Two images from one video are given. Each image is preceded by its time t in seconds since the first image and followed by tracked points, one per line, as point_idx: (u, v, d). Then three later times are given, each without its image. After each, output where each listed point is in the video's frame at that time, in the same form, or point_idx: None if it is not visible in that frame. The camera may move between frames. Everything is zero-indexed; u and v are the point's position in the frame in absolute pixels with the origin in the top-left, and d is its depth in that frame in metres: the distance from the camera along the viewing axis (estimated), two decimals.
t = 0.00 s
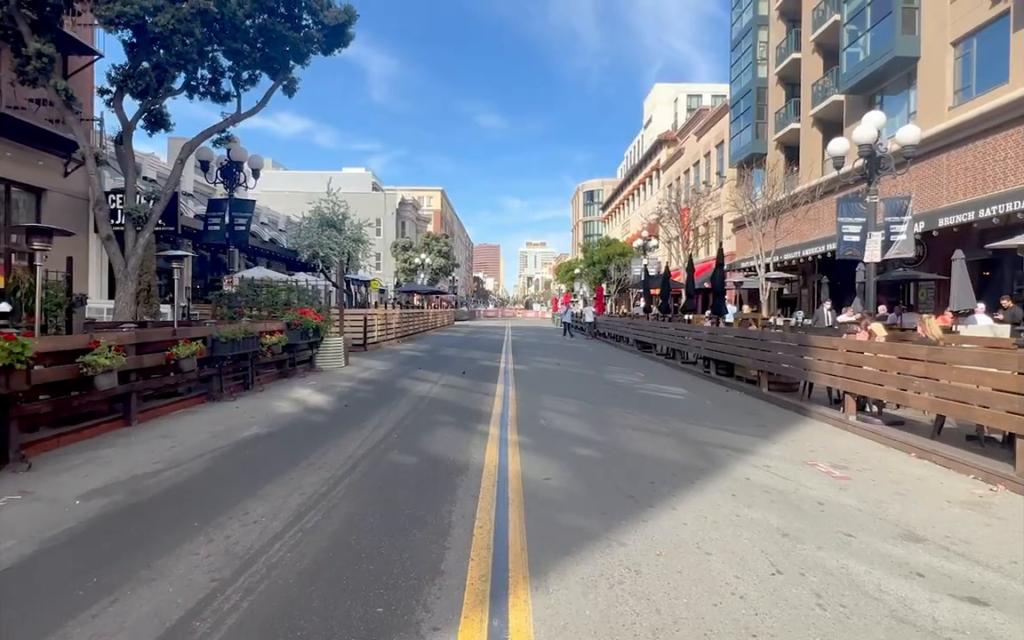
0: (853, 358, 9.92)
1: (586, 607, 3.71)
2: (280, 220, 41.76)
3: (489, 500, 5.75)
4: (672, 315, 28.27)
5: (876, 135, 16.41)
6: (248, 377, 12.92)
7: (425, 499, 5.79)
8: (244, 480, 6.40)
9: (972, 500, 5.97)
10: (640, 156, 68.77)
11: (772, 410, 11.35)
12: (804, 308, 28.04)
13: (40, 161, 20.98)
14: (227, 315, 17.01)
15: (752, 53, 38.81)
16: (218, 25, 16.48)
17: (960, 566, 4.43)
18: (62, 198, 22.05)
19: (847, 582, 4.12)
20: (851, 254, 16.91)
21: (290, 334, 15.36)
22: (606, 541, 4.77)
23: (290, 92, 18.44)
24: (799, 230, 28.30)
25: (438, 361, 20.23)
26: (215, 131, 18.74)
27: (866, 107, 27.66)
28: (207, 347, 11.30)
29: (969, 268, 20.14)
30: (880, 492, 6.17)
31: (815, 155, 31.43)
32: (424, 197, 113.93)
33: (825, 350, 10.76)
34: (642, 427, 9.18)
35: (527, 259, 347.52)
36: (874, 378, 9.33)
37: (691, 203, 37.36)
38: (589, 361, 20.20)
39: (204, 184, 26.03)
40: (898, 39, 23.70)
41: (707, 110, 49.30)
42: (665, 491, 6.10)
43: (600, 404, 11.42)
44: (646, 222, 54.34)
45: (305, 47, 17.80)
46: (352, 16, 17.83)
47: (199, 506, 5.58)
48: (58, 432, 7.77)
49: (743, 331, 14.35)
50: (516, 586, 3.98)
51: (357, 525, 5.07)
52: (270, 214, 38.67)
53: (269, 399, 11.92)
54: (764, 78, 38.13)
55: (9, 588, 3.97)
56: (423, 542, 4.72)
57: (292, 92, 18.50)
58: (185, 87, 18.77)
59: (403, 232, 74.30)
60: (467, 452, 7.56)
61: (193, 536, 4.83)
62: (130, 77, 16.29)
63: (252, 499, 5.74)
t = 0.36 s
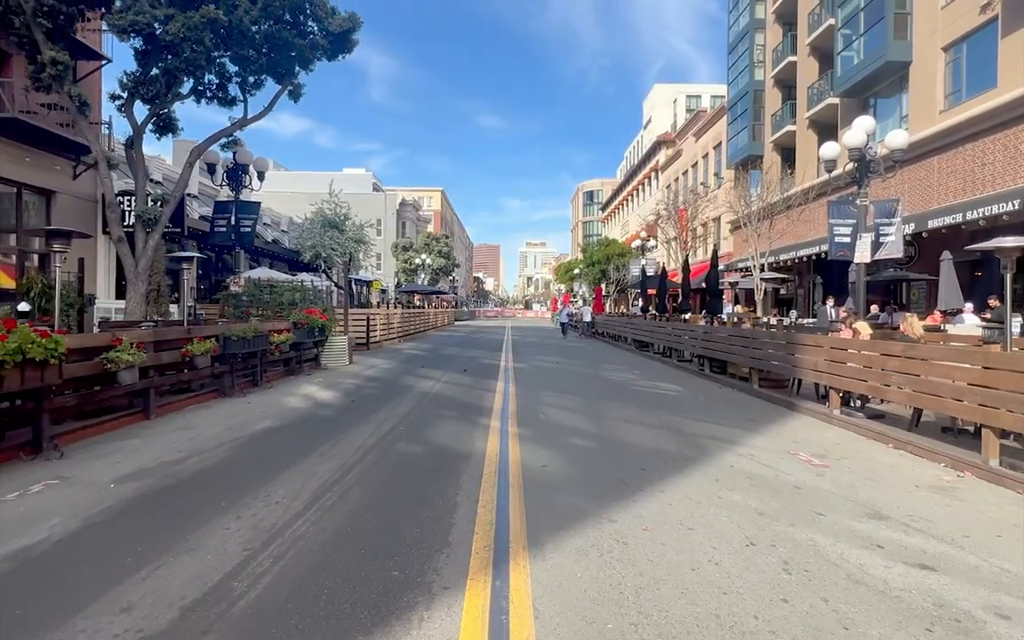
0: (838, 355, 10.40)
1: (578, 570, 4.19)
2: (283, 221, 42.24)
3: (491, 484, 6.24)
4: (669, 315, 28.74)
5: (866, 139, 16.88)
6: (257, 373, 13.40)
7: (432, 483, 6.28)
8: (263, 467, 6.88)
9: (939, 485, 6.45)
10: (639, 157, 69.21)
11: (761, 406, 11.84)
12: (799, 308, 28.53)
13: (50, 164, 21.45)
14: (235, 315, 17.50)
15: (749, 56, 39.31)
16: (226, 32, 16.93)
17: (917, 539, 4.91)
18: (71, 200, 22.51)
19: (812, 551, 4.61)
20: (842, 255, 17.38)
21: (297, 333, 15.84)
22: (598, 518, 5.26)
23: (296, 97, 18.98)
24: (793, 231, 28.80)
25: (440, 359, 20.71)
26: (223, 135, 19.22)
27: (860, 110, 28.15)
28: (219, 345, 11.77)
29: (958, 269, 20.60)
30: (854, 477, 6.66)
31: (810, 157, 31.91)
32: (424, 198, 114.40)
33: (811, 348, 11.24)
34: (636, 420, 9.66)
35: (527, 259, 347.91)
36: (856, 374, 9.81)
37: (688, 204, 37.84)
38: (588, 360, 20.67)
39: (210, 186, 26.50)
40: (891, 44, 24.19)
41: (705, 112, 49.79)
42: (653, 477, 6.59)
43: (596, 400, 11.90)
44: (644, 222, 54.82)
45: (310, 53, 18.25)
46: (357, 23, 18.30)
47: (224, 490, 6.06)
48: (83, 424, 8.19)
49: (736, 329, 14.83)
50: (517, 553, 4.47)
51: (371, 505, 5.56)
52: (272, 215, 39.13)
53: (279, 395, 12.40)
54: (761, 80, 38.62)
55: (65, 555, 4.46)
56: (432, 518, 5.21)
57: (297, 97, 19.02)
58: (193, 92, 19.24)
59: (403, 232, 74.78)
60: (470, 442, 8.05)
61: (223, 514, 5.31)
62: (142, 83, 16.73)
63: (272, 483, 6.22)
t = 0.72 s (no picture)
0: (823, 354, 10.89)
1: (571, 546, 4.67)
2: (285, 222, 42.72)
3: (493, 473, 6.73)
4: (666, 315, 29.22)
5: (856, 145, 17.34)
6: (266, 372, 13.88)
7: (438, 472, 6.77)
8: (279, 458, 7.37)
9: (909, 475, 6.95)
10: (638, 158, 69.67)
11: (752, 403, 12.33)
12: (794, 309, 29.03)
13: (58, 167, 21.89)
14: (242, 315, 17.97)
15: (745, 59, 39.77)
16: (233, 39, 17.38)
17: (881, 520, 5.39)
18: (79, 202, 22.96)
19: (784, 531, 5.09)
20: (833, 257, 17.85)
21: (304, 332, 16.31)
22: (591, 503, 5.75)
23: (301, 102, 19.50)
24: (788, 233, 29.32)
25: (441, 359, 21.24)
26: (229, 140, 19.67)
27: (854, 113, 28.61)
28: (230, 344, 12.24)
29: (948, 269, 21.09)
30: (831, 468, 7.14)
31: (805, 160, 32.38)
32: (425, 198, 114.88)
33: (799, 347, 11.74)
34: (630, 416, 10.15)
35: (527, 259, 348.44)
36: (841, 372, 10.30)
37: (686, 206, 38.32)
38: (586, 359, 21.14)
39: (214, 188, 26.98)
40: (884, 49, 24.64)
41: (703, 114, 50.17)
42: (644, 467, 7.06)
43: (593, 397, 12.39)
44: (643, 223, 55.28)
45: (315, 60, 18.71)
46: (361, 31, 18.79)
47: (245, 478, 6.55)
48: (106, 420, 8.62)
49: (729, 330, 15.31)
50: (517, 532, 4.96)
51: (383, 491, 6.05)
52: (275, 216, 39.62)
53: (288, 393, 12.88)
54: (758, 83, 39.07)
55: (109, 532, 4.95)
56: (439, 502, 5.70)
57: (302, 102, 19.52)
58: (200, 97, 19.70)
59: (404, 233, 75.22)
60: (473, 436, 8.54)
61: (247, 499, 5.79)
62: (152, 90, 17.17)
63: (289, 473, 6.72)
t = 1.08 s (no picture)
0: (812, 352, 11.35)
1: (569, 524, 5.13)
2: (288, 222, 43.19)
3: (496, 462, 7.20)
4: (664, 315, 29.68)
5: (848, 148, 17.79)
6: (275, 369, 14.35)
7: (445, 461, 7.23)
8: (295, 449, 7.84)
9: (887, 464, 7.41)
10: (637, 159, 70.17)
11: (744, 399, 12.80)
12: (790, 309, 29.50)
13: (68, 170, 22.35)
14: (249, 315, 18.43)
15: (743, 62, 40.22)
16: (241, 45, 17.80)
17: (855, 503, 5.85)
18: (88, 204, 23.42)
19: (764, 512, 5.54)
20: (825, 258, 18.27)
21: (310, 331, 16.78)
22: (588, 487, 6.21)
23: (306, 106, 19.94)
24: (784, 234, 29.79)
25: (444, 357, 21.71)
26: (236, 144, 20.12)
27: (849, 116, 29.07)
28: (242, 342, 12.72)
29: (939, 270, 21.55)
30: (814, 457, 7.60)
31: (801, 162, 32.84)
32: (425, 199, 115.37)
33: (789, 345, 12.20)
34: (626, 411, 10.63)
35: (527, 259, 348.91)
36: (828, 369, 10.76)
37: (684, 207, 38.80)
38: (585, 358, 21.61)
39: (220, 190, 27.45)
40: (877, 54, 25.11)
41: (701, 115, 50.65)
42: (638, 457, 7.52)
43: (591, 394, 12.86)
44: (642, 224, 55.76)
45: (320, 65, 19.14)
46: (366, 37, 19.25)
47: (265, 466, 7.02)
48: (128, 413, 9.08)
49: (723, 329, 15.77)
50: (519, 512, 5.42)
51: (394, 477, 6.52)
52: (278, 217, 40.09)
53: (297, 389, 13.34)
54: (755, 86, 39.51)
55: (147, 513, 5.42)
56: (447, 487, 6.16)
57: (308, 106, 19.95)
58: (207, 101, 20.14)
59: (405, 234, 75.70)
60: (476, 429, 9.01)
61: (269, 484, 6.26)
62: (162, 96, 17.51)
63: (306, 461, 7.19)
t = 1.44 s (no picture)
0: (798, 351, 11.89)
1: (562, 506, 5.66)
2: (291, 223, 43.70)
3: (496, 452, 7.75)
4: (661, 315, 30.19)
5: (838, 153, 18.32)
6: (283, 368, 14.89)
7: (449, 451, 7.78)
8: (308, 441, 8.38)
9: (861, 454, 7.96)
10: (636, 160, 70.69)
11: (734, 396, 13.34)
12: (784, 309, 30.04)
13: (77, 174, 22.86)
14: (255, 315, 18.95)
15: (740, 66, 40.75)
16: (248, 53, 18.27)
17: (826, 488, 6.39)
18: (97, 207, 23.93)
19: (741, 496, 6.07)
20: (816, 260, 18.81)
21: (316, 331, 17.32)
22: (581, 475, 6.75)
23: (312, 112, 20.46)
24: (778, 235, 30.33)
25: (445, 356, 22.25)
26: (243, 148, 20.66)
27: (843, 119, 29.59)
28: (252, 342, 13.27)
29: (927, 272, 22.13)
30: (793, 449, 8.15)
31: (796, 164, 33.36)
32: (425, 199, 115.91)
33: (777, 344, 12.73)
34: (620, 406, 11.18)
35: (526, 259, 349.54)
36: (813, 367, 11.29)
37: (681, 208, 39.34)
38: (582, 357, 22.13)
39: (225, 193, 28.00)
40: (870, 59, 25.62)
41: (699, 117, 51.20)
42: (629, 449, 8.05)
43: (588, 391, 13.40)
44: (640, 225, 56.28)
45: (324, 72, 19.66)
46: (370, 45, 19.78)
47: (283, 456, 7.58)
48: (148, 408, 9.60)
49: (716, 329, 16.29)
50: (517, 496, 5.95)
51: (402, 465, 7.06)
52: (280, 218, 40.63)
53: (305, 386, 13.88)
54: (752, 89, 40.03)
55: (178, 496, 5.95)
56: (452, 474, 6.70)
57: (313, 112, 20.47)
58: (214, 107, 20.67)
59: (405, 234, 76.26)
60: (478, 423, 9.55)
61: (288, 472, 6.80)
62: (172, 103, 18.12)
63: (320, 452, 7.74)
